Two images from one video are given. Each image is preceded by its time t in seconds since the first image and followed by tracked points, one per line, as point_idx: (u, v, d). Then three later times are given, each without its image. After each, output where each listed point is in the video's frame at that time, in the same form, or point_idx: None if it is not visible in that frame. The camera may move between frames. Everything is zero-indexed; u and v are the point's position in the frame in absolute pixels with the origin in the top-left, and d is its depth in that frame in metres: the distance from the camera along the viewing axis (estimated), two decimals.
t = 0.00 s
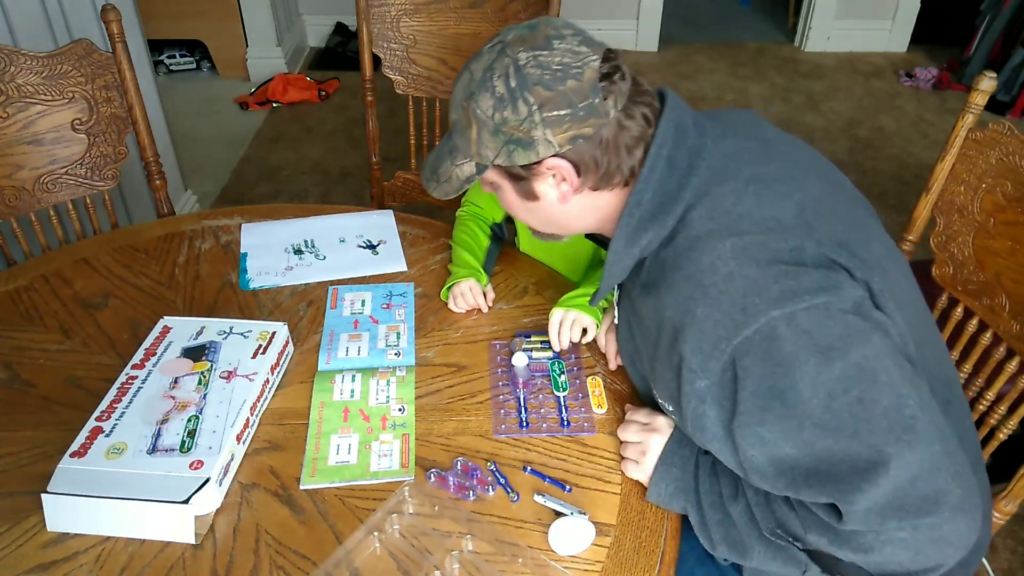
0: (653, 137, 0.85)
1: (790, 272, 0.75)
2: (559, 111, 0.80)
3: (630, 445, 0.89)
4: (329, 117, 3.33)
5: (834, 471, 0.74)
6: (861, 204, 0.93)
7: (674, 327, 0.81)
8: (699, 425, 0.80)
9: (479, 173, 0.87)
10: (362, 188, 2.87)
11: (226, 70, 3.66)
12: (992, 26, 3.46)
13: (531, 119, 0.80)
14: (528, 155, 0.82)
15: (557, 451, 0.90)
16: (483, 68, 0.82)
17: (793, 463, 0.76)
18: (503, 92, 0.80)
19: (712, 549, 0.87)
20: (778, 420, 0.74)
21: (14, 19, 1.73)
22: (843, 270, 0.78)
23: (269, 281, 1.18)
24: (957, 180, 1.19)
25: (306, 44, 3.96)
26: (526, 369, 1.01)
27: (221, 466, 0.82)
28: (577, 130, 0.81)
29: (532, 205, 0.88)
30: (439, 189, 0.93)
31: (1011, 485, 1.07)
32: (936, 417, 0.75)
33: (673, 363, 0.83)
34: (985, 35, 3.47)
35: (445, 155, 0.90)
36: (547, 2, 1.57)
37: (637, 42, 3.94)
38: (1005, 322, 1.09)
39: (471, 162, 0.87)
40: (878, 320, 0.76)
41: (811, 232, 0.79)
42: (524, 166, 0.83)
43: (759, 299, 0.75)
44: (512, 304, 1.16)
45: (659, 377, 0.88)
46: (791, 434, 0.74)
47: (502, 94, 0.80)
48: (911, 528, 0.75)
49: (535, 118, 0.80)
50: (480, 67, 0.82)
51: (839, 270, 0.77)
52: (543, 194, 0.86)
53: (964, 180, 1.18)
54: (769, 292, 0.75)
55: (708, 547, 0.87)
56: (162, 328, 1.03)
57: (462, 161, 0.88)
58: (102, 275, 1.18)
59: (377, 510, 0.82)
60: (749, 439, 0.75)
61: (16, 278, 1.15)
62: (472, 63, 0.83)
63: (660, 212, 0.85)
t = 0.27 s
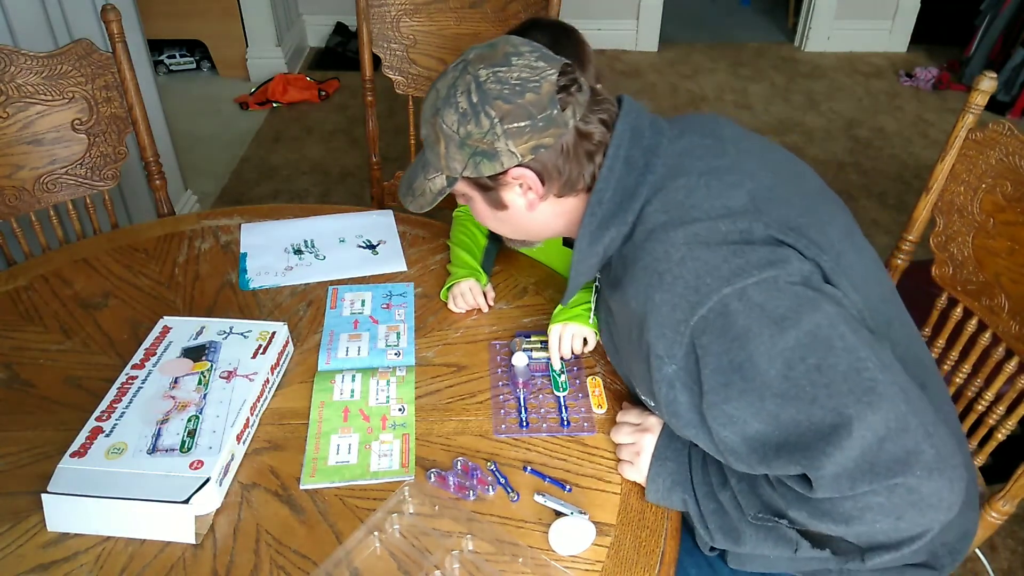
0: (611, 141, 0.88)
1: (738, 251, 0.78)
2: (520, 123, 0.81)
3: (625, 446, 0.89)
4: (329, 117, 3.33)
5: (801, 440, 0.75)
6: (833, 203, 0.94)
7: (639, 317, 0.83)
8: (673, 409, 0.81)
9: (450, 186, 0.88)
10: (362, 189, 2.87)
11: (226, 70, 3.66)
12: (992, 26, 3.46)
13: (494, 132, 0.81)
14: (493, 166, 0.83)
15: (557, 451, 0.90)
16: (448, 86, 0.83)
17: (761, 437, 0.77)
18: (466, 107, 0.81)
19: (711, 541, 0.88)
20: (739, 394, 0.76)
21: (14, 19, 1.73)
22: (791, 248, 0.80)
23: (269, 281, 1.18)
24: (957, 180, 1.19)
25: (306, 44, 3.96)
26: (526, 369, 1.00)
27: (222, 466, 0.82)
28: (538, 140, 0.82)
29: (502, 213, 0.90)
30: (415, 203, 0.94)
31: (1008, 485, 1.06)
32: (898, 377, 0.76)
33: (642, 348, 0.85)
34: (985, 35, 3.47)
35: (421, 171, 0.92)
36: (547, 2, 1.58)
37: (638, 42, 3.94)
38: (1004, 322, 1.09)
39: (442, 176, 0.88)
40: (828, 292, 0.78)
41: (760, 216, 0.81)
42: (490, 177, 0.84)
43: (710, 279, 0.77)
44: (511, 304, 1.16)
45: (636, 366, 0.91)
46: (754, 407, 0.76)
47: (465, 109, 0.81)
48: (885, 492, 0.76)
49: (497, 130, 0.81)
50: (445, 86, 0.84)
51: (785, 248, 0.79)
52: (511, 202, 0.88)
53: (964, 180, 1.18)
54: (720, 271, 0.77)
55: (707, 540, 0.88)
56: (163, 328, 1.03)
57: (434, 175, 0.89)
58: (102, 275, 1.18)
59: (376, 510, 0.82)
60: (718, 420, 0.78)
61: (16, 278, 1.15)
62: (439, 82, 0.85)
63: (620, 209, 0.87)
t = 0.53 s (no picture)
0: (607, 140, 0.88)
1: (733, 245, 0.78)
2: (516, 122, 0.81)
3: (624, 446, 0.89)
4: (329, 117, 3.34)
5: (800, 431, 0.76)
6: (831, 205, 0.94)
7: (637, 314, 0.84)
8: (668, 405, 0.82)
9: (447, 187, 0.88)
10: (362, 189, 2.87)
11: (226, 70, 3.66)
12: (992, 26, 3.46)
13: (491, 131, 0.81)
14: (490, 165, 0.83)
15: (557, 451, 0.90)
16: (444, 87, 0.83)
17: (761, 431, 0.78)
18: (463, 107, 0.81)
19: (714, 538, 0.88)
20: (738, 389, 0.76)
21: (14, 18, 1.73)
22: (785, 243, 0.80)
23: (269, 281, 1.18)
24: (957, 180, 1.19)
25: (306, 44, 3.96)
26: (526, 369, 1.00)
27: (221, 466, 0.82)
28: (535, 139, 0.82)
29: (500, 213, 0.90)
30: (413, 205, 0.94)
31: (1009, 484, 1.06)
32: (894, 367, 0.77)
33: (639, 344, 0.86)
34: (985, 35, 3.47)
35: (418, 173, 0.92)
36: (547, 2, 1.57)
37: (638, 42, 3.94)
38: (1005, 322, 1.09)
39: (439, 177, 0.88)
40: (823, 285, 0.78)
41: (754, 211, 0.82)
42: (487, 177, 0.84)
43: (707, 274, 0.78)
44: (512, 303, 1.16)
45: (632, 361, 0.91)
46: (752, 400, 0.76)
47: (462, 109, 0.82)
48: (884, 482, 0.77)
49: (494, 129, 0.81)
50: (442, 87, 0.84)
51: (780, 242, 0.79)
52: (508, 202, 0.88)
53: (965, 179, 1.18)
54: (716, 265, 0.78)
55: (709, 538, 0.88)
56: (163, 328, 1.03)
57: (431, 176, 0.89)
58: (102, 275, 1.18)
59: (377, 510, 0.82)
60: (717, 415, 0.78)
61: (16, 278, 1.15)
62: (435, 84, 0.85)
63: (615, 208, 0.88)
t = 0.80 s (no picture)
0: (621, 132, 0.89)
1: (747, 245, 0.78)
2: (533, 108, 0.82)
3: (625, 446, 0.89)
4: (329, 117, 3.34)
5: (809, 435, 0.76)
6: (842, 206, 0.93)
7: (648, 311, 0.84)
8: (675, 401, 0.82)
9: (458, 173, 0.89)
10: (362, 189, 2.87)
11: (226, 70, 3.65)
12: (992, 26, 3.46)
13: (507, 117, 0.82)
14: (504, 152, 0.84)
15: (557, 451, 0.90)
16: (460, 71, 0.84)
17: (768, 433, 0.78)
18: (480, 91, 0.82)
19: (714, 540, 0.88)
20: (747, 390, 0.76)
21: (14, 18, 1.73)
22: (800, 244, 0.79)
23: (269, 281, 1.18)
24: (958, 180, 1.19)
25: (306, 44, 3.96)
26: (526, 369, 1.00)
27: (221, 466, 0.82)
28: (551, 127, 0.84)
29: (511, 202, 0.91)
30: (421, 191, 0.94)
31: (1009, 485, 1.06)
32: (906, 375, 0.76)
33: (649, 341, 0.86)
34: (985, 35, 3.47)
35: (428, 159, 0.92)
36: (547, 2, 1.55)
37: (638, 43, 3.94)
38: (1005, 322, 1.09)
39: (450, 162, 0.88)
40: (838, 288, 0.78)
41: (768, 210, 0.81)
42: (501, 164, 0.85)
43: (720, 274, 0.77)
44: (512, 303, 1.16)
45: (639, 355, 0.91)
46: (762, 402, 0.76)
47: (478, 93, 0.82)
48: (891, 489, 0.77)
49: (510, 115, 0.82)
50: (457, 71, 0.85)
51: (795, 244, 0.78)
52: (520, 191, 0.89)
53: (965, 180, 1.18)
54: (729, 266, 0.77)
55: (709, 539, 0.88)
56: (163, 328, 1.03)
57: (442, 161, 0.89)
58: (102, 275, 1.18)
59: (377, 510, 0.82)
60: (724, 416, 0.78)
61: (16, 278, 1.15)
62: (450, 68, 0.86)
63: (627, 204, 0.88)
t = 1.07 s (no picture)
0: (653, 120, 0.88)
1: (783, 250, 0.77)
2: (567, 89, 0.82)
3: (629, 445, 0.89)
4: (329, 117, 3.34)
5: (829, 444, 0.77)
6: (859, 202, 0.92)
7: (673, 307, 0.83)
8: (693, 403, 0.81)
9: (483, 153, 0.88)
10: (362, 189, 2.87)
11: (226, 70, 3.65)
12: (992, 26, 3.46)
13: (539, 97, 0.82)
14: (535, 133, 0.83)
15: (557, 451, 0.90)
16: (491, 48, 0.84)
17: (786, 441, 0.79)
18: (512, 69, 0.82)
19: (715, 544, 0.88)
20: (772, 397, 0.77)
21: (14, 18, 1.73)
22: (834, 249, 0.79)
23: (269, 281, 1.18)
24: (956, 181, 1.19)
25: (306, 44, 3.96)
26: (526, 369, 1.00)
27: (222, 466, 0.82)
28: (583, 109, 0.83)
29: (536, 185, 0.90)
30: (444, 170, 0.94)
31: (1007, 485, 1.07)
32: (928, 393, 0.78)
33: (671, 338, 0.85)
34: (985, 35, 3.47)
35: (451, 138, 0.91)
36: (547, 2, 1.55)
37: (637, 42, 3.94)
38: (1003, 322, 1.09)
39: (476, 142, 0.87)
40: (869, 298, 0.78)
41: (803, 213, 0.80)
42: (529, 145, 0.84)
43: (753, 276, 0.77)
44: (512, 303, 1.16)
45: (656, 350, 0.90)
46: (786, 411, 0.77)
47: (510, 71, 0.82)
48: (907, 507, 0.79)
49: (543, 95, 0.82)
50: (489, 48, 0.84)
51: (830, 250, 0.78)
52: (546, 174, 0.88)
53: (964, 180, 1.18)
54: (763, 270, 0.77)
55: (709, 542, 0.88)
56: (163, 328, 1.03)
57: (467, 141, 0.88)
58: (102, 275, 1.18)
59: (376, 510, 0.82)
60: (743, 420, 0.78)
61: (16, 278, 1.15)
62: (480, 45, 0.85)
63: (657, 196, 0.87)
